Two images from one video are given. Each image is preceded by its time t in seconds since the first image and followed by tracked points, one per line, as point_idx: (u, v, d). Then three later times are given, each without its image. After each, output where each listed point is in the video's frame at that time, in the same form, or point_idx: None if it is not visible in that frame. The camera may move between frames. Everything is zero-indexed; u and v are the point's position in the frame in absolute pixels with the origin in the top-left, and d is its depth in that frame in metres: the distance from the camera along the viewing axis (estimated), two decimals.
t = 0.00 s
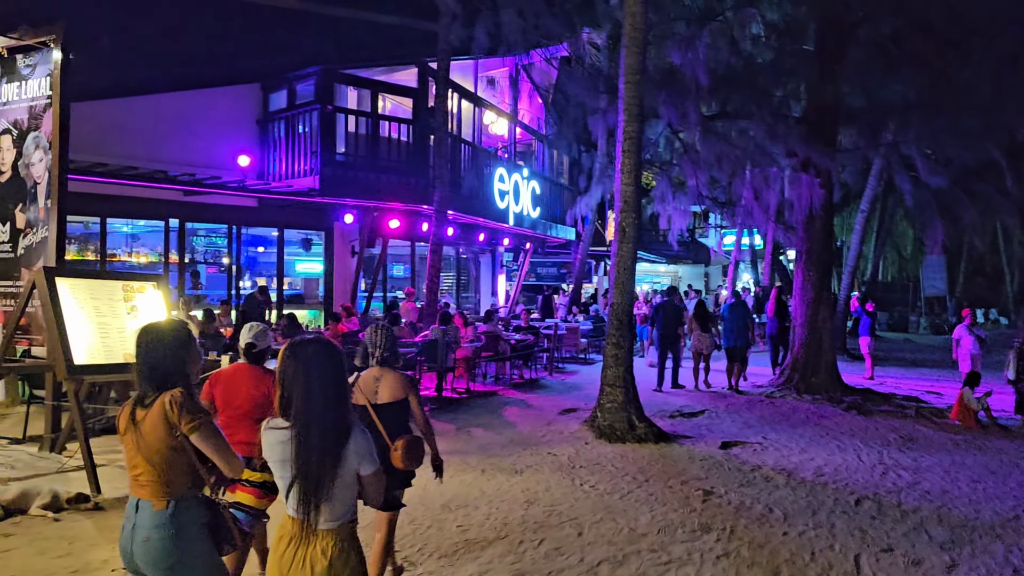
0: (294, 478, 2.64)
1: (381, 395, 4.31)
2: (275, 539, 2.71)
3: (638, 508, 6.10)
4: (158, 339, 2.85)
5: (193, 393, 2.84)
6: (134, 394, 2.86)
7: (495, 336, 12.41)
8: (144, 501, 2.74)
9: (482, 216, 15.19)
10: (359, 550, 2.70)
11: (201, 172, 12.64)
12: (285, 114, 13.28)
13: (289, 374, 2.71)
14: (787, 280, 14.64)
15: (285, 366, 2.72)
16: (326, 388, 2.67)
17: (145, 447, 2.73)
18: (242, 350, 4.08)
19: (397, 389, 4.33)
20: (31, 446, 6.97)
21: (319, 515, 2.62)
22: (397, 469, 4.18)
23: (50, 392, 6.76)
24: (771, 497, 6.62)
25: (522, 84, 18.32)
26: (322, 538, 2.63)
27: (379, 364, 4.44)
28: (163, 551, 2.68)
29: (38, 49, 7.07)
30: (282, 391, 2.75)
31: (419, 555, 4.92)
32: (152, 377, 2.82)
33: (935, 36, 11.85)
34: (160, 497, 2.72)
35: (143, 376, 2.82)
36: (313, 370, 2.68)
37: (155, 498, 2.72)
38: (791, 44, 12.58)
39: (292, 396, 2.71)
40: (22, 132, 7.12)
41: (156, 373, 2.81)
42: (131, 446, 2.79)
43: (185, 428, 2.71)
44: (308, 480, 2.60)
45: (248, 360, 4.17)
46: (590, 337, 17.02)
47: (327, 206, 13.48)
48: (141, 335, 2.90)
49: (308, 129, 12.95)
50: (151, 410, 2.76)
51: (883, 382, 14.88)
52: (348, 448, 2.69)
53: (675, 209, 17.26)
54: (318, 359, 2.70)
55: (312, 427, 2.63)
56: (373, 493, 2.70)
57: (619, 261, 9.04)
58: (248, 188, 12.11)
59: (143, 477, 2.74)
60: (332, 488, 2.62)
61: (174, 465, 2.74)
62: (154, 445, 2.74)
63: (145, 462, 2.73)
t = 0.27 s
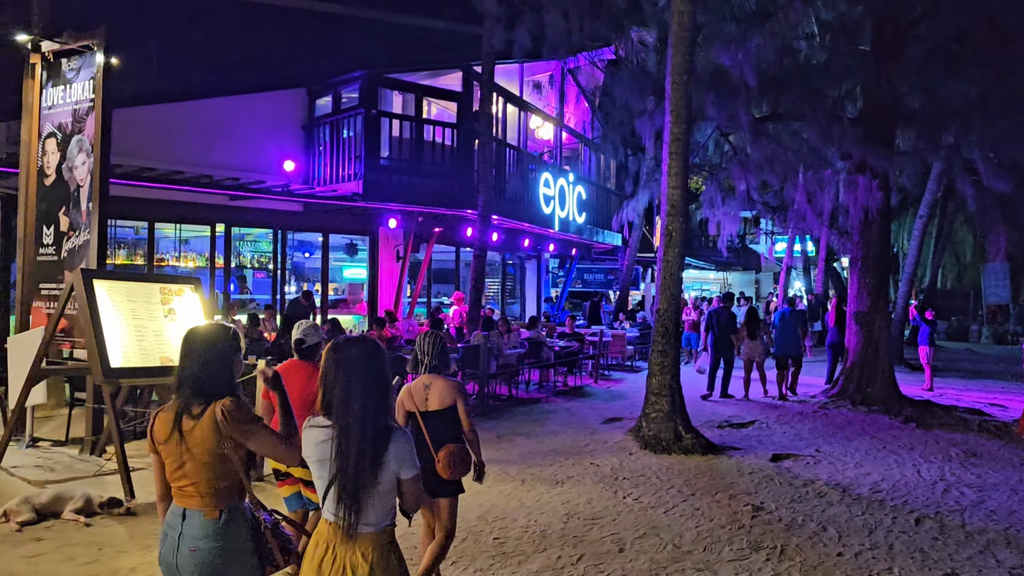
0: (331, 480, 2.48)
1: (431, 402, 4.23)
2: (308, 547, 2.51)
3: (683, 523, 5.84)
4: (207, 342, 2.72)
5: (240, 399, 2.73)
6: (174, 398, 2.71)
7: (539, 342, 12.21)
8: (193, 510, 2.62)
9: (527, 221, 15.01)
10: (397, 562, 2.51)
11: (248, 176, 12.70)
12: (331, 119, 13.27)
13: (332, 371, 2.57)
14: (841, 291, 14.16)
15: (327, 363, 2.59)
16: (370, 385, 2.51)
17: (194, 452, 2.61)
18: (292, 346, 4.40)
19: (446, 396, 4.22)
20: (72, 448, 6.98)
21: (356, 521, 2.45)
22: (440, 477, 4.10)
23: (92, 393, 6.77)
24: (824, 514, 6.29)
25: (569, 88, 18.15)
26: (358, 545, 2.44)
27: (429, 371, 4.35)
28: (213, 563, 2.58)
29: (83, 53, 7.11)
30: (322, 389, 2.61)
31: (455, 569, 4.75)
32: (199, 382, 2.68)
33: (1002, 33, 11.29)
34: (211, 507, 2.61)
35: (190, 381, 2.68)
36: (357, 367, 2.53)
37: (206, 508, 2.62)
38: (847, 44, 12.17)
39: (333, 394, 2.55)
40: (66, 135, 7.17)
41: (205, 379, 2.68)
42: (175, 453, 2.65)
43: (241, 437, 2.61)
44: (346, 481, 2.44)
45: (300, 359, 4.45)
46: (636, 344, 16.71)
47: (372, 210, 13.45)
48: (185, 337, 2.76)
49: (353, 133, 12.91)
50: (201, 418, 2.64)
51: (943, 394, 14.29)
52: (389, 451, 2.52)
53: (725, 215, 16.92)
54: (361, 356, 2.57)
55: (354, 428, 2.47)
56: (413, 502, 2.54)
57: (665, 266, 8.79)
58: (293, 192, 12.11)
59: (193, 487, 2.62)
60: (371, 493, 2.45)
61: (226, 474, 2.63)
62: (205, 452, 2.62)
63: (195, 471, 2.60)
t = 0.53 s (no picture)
0: (407, 488, 2.46)
1: (491, 404, 4.26)
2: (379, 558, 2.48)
3: (739, 543, 5.59)
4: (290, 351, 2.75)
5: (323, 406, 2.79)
6: (258, 408, 2.71)
7: (591, 352, 12.01)
8: (282, 518, 2.64)
9: (580, 230, 14.83)
10: (468, 574, 2.49)
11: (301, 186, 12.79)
12: (384, 128, 13.21)
13: (405, 383, 2.61)
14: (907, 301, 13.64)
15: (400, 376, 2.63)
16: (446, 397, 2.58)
17: (289, 461, 2.64)
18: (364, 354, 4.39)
19: (508, 399, 4.25)
20: (123, 454, 7.03)
21: (430, 530, 2.44)
22: (503, 480, 4.11)
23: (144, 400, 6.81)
24: (890, 536, 5.97)
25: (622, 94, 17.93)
26: (432, 555, 2.42)
27: (492, 374, 4.39)
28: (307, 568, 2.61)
29: (137, 62, 7.20)
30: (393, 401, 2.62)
31: None
32: (286, 390, 2.70)
33: None
34: (303, 513, 2.65)
35: (278, 390, 2.69)
36: (433, 379, 2.59)
37: (298, 514, 2.65)
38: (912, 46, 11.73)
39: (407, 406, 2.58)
40: (121, 144, 7.26)
41: (294, 387, 2.71)
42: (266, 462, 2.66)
43: (338, 441, 2.69)
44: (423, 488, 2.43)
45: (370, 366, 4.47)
46: (690, 356, 16.36)
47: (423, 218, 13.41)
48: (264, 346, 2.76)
49: (406, 142, 12.84)
50: (294, 425, 2.66)
51: (1016, 410, 13.63)
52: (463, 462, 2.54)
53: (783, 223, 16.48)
54: (434, 370, 2.63)
55: (431, 438, 2.50)
56: (484, 512, 2.56)
57: (720, 275, 8.52)
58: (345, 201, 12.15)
59: (284, 493, 2.64)
60: (447, 501, 2.46)
61: (318, 480, 2.69)
62: (299, 460, 2.65)
63: (291, 477, 2.64)
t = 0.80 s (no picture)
0: (488, 491, 2.50)
1: (565, 410, 4.24)
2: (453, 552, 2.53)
3: (800, 559, 5.38)
4: (368, 354, 2.74)
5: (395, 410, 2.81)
6: (334, 409, 2.69)
7: (647, 359, 11.81)
8: (355, 520, 2.63)
9: (637, 235, 14.63)
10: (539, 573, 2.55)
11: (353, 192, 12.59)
12: (439, 133, 13.11)
13: (486, 386, 2.66)
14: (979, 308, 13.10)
15: (480, 378, 2.68)
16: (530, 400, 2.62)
17: (369, 463, 2.64)
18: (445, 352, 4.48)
19: (580, 407, 4.23)
20: (181, 457, 7.12)
21: (508, 529, 2.49)
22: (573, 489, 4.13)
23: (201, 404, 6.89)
24: (962, 555, 5.67)
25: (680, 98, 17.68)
26: (508, 554, 2.48)
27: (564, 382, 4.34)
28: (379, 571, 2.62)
29: (196, 71, 7.32)
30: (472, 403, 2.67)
31: None
32: (362, 392, 2.69)
33: None
34: (375, 516, 2.64)
35: (359, 392, 2.68)
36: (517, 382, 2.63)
37: (368, 517, 2.63)
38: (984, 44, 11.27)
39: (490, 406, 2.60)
40: (180, 152, 7.39)
41: (374, 390, 2.70)
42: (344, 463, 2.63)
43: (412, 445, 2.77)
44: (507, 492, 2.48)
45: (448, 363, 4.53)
46: (750, 363, 16.00)
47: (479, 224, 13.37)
48: (342, 347, 2.74)
49: (461, 147, 12.78)
50: (373, 428, 2.66)
51: None
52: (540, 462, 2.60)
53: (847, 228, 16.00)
54: (514, 372, 2.67)
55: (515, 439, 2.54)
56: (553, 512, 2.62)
57: (781, 282, 8.28)
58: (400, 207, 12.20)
59: (358, 496, 2.62)
60: (527, 502, 2.51)
61: (391, 484, 2.69)
62: (377, 462, 2.66)
63: (367, 480, 2.63)
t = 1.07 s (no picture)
0: (550, 495, 2.55)
1: (633, 413, 4.35)
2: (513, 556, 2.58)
3: None
4: (431, 358, 2.68)
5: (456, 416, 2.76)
6: (395, 414, 2.64)
7: (700, 368, 11.60)
8: (414, 526, 2.58)
9: (690, 242, 14.42)
10: None
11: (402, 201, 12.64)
12: (489, 141, 13.12)
13: (543, 388, 2.67)
14: None
15: (537, 383, 2.70)
16: (588, 408, 2.66)
17: (429, 468, 2.60)
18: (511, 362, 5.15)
19: (648, 410, 4.34)
20: (233, 463, 7.20)
21: (567, 534, 2.52)
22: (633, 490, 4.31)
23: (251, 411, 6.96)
24: None
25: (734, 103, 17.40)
26: (566, 559, 2.52)
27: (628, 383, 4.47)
28: None
29: (248, 83, 7.42)
30: (530, 404, 2.69)
31: None
32: (424, 398, 2.63)
33: None
34: (433, 522, 2.59)
35: (418, 396, 2.61)
36: (576, 389, 2.67)
37: (427, 522, 2.59)
38: None
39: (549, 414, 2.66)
40: (232, 162, 7.49)
41: (436, 395, 2.64)
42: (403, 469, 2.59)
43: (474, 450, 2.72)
44: (568, 495, 2.52)
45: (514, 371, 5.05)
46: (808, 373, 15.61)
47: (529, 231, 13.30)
48: (404, 353, 2.68)
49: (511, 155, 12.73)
50: (433, 433, 2.62)
51: None
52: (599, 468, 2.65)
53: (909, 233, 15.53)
54: (571, 375, 2.70)
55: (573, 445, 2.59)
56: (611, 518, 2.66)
57: (838, 288, 8.03)
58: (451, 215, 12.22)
59: (419, 501, 2.58)
60: (586, 505, 2.56)
61: (451, 490, 2.63)
62: (438, 468, 2.62)
63: (428, 485, 2.59)
